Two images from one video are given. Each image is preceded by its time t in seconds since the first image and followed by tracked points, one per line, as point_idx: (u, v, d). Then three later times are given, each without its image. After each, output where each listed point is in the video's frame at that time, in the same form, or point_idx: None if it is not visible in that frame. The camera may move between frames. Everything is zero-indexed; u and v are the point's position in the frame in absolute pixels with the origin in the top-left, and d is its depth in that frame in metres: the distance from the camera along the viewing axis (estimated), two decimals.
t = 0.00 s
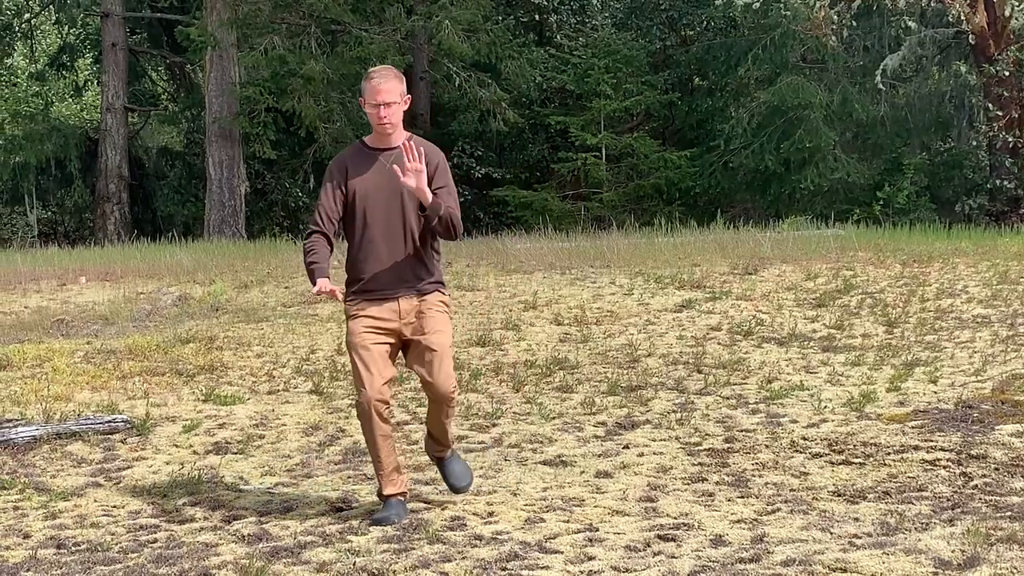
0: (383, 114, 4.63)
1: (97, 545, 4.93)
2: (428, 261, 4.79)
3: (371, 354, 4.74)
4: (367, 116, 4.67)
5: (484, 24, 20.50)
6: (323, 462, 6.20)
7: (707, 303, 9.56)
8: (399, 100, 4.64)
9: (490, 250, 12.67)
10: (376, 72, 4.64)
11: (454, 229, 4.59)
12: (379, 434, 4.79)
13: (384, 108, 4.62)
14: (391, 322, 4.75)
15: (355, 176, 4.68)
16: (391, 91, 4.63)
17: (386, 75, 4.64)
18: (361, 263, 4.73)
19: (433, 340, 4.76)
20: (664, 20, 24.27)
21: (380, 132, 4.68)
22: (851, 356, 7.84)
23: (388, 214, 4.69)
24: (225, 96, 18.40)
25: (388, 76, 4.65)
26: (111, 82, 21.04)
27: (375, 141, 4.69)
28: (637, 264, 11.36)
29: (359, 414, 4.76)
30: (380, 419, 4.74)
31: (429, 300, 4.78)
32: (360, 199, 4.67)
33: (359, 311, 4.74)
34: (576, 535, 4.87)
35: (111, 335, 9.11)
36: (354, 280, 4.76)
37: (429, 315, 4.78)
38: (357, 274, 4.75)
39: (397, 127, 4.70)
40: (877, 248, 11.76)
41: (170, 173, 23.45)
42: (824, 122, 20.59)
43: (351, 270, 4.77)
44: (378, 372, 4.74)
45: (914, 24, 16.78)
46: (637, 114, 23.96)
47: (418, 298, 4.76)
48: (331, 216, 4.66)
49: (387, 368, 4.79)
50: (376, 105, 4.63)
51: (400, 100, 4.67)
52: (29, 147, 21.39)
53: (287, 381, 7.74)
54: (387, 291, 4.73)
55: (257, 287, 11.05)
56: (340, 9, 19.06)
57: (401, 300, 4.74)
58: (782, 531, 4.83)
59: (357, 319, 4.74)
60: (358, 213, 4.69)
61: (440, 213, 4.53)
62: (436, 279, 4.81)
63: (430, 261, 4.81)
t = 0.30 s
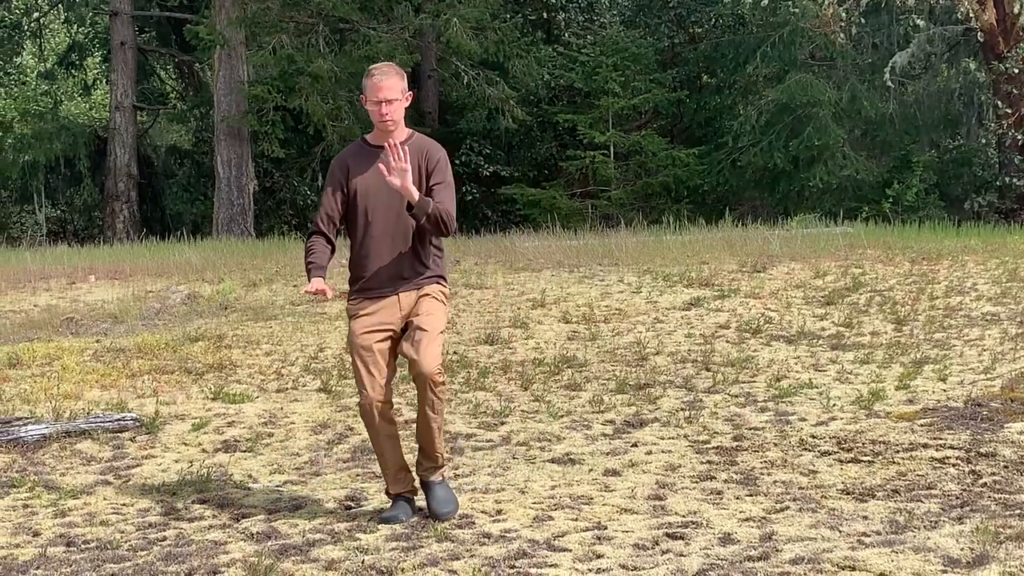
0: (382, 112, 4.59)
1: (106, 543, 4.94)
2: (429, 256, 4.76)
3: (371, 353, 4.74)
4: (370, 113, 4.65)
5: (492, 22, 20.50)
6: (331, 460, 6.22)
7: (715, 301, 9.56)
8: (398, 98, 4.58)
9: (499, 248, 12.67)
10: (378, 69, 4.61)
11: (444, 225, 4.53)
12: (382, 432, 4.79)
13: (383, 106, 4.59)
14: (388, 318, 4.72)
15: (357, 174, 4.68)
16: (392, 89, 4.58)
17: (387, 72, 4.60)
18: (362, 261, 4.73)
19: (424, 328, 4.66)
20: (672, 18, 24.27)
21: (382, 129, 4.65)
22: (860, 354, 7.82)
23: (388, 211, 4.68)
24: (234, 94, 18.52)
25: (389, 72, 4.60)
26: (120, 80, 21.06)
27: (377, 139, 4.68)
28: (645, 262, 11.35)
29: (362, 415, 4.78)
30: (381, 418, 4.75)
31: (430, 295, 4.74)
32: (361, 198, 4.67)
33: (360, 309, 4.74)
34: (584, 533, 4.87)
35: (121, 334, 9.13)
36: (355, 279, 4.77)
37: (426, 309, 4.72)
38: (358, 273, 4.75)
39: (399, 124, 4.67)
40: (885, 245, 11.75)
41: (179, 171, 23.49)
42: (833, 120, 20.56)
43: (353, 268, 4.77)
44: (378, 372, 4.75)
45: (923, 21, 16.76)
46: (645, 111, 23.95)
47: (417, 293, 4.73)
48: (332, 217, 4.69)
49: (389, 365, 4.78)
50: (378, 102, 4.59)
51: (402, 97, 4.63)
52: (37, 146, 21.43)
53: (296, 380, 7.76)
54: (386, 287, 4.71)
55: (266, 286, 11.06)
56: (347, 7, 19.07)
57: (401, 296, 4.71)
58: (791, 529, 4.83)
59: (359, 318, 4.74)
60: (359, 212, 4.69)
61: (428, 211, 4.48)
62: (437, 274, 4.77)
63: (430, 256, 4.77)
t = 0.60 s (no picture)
0: (385, 111, 4.58)
1: (117, 541, 4.95)
2: (436, 253, 4.75)
3: (377, 352, 4.73)
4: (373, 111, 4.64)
5: (502, 20, 20.50)
6: (341, 457, 6.22)
7: (725, 299, 9.54)
8: (401, 95, 4.56)
9: (508, 246, 12.67)
10: (380, 67, 4.60)
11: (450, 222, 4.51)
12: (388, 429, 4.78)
13: (386, 104, 4.58)
14: (395, 317, 4.72)
15: (361, 173, 4.67)
16: (395, 87, 4.57)
17: (389, 70, 4.59)
18: (368, 260, 4.73)
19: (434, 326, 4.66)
20: (682, 15, 24.24)
21: (386, 128, 4.64)
22: (870, 351, 7.81)
23: (394, 209, 4.67)
24: (244, 93, 18.48)
25: (391, 69, 4.59)
26: (130, 79, 21.03)
27: (381, 137, 4.67)
28: (654, 260, 11.34)
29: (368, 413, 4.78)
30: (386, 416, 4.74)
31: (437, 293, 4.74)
32: (366, 196, 4.67)
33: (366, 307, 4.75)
34: (595, 530, 4.87)
35: (131, 331, 9.14)
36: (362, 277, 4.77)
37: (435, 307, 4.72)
38: (364, 271, 4.75)
39: (402, 121, 4.66)
40: (896, 242, 11.72)
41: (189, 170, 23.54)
42: (843, 117, 20.51)
43: (360, 266, 4.77)
44: (384, 371, 4.73)
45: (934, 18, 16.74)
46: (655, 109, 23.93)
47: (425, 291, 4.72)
48: (337, 216, 4.69)
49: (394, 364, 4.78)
50: (381, 100, 4.57)
51: (405, 95, 4.62)
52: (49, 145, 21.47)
53: (306, 377, 7.77)
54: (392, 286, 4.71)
55: (276, 283, 11.07)
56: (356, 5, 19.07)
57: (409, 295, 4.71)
58: (801, 526, 4.82)
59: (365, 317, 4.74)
60: (364, 211, 4.68)
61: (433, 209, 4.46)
62: (444, 271, 4.77)
63: (437, 253, 4.77)
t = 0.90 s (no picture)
0: (394, 108, 4.59)
1: (129, 538, 4.97)
2: (447, 253, 4.74)
3: (388, 350, 4.73)
4: (383, 110, 4.65)
5: (513, 17, 20.48)
6: (353, 454, 6.23)
7: (737, 296, 9.53)
8: (410, 92, 4.57)
9: (520, 243, 12.66)
10: (389, 66, 4.62)
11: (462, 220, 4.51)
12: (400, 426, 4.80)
13: (396, 102, 4.59)
14: (409, 316, 4.72)
15: (371, 171, 4.67)
16: (404, 85, 4.59)
17: (399, 68, 4.61)
18: (379, 258, 4.72)
19: (453, 334, 4.73)
20: (693, 12, 24.19)
21: (395, 126, 4.65)
22: (882, 349, 7.79)
23: (404, 208, 4.67)
24: (255, 90, 18.53)
25: (400, 68, 4.61)
26: (142, 76, 20.99)
27: (390, 135, 4.68)
28: (665, 258, 11.34)
29: (378, 411, 4.78)
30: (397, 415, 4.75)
31: (449, 294, 4.75)
32: (375, 195, 4.66)
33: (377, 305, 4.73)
34: (606, 527, 4.87)
35: (143, 329, 9.16)
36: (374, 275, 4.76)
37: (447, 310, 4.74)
38: (375, 270, 4.74)
39: (411, 119, 4.67)
40: (908, 240, 11.69)
41: (201, 167, 23.58)
42: (855, 113, 20.44)
43: (371, 265, 4.76)
44: (395, 368, 4.74)
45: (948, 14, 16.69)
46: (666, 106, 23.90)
47: (437, 292, 4.72)
48: (348, 214, 4.69)
49: (406, 363, 4.78)
50: (390, 98, 4.59)
51: (414, 93, 4.63)
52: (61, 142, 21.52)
53: (317, 374, 7.78)
54: (404, 286, 4.70)
55: (287, 281, 11.09)
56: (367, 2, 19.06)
57: (420, 296, 4.70)
58: (813, 524, 4.81)
59: (376, 316, 4.74)
60: (374, 209, 4.67)
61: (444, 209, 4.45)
62: (456, 272, 4.76)
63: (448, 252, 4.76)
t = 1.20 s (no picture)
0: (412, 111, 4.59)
1: (143, 534, 4.98)
2: (464, 257, 4.75)
3: (404, 349, 4.72)
4: (400, 112, 4.64)
5: (526, 15, 20.47)
6: (365, 452, 6.24)
7: (750, 294, 9.51)
8: (427, 95, 4.57)
9: (533, 241, 12.67)
10: (407, 68, 4.60)
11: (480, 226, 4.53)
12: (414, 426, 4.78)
13: (413, 105, 4.58)
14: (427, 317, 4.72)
15: (388, 173, 4.67)
16: (422, 88, 4.58)
17: (416, 70, 4.59)
18: (396, 259, 4.72)
19: (469, 338, 4.76)
20: (706, 10, 24.13)
21: (412, 128, 4.65)
22: (896, 348, 7.78)
23: (422, 211, 4.67)
24: (267, 88, 18.55)
25: (418, 70, 4.59)
26: (155, 75, 21.01)
27: (407, 137, 4.67)
28: (678, 255, 11.33)
29: (391, 409, 4.75)
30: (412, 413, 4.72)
31: (466, 299, 4.76)
32: (392, 197, 4.66)
33: (393, 304, 4.72)
34: (618, 525, 4.86)
35: (157, 326, 9.19)
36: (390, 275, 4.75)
37: (464, 315, 4.76)
38: (391, 271, 4.74)
39: (428, 121, 4.66)
40: (922, 238, 11.66)
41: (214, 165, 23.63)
42: (868, 112, 20.35)
43: (387, 266, 4.77)
44: (410, 367, 4.72)
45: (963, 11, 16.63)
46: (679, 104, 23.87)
47: (454, 296, 4.74)
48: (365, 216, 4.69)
49: (421, 364, 4.77)
50: (407, 101, 4.58)
51: (431, 95, 4.62)
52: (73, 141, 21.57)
53: (330, 372, 7.79)
54: (422, 288, 4.71)
55: (300, 278, 11.11)
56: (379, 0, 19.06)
57: (437, 299, 4.71)
58: (826, 523, 4.80)
59: (392, 316, 4.73)
60: (391, 211, 4.68)
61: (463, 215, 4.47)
62: (472, 276, 4.78)
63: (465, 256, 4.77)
